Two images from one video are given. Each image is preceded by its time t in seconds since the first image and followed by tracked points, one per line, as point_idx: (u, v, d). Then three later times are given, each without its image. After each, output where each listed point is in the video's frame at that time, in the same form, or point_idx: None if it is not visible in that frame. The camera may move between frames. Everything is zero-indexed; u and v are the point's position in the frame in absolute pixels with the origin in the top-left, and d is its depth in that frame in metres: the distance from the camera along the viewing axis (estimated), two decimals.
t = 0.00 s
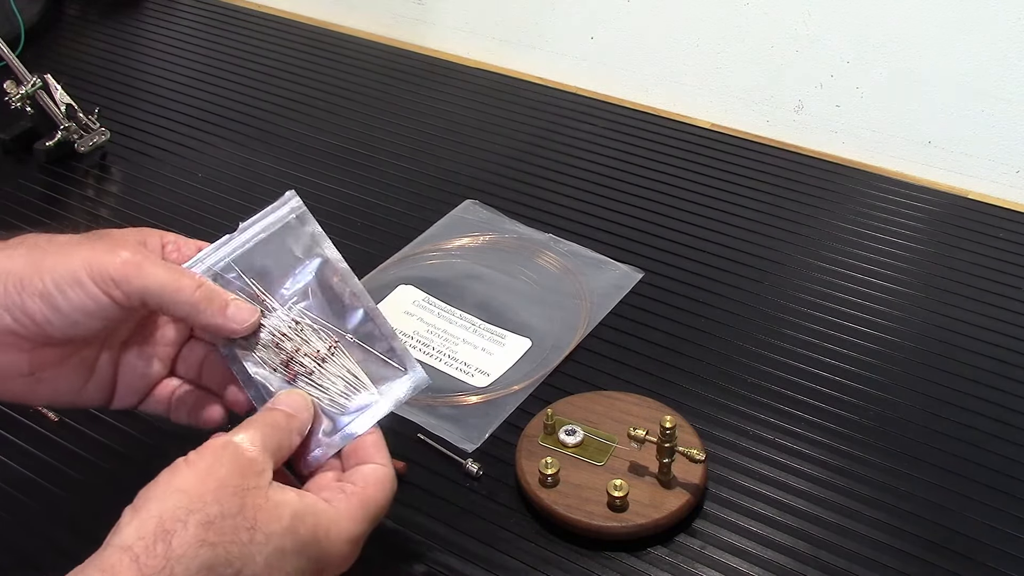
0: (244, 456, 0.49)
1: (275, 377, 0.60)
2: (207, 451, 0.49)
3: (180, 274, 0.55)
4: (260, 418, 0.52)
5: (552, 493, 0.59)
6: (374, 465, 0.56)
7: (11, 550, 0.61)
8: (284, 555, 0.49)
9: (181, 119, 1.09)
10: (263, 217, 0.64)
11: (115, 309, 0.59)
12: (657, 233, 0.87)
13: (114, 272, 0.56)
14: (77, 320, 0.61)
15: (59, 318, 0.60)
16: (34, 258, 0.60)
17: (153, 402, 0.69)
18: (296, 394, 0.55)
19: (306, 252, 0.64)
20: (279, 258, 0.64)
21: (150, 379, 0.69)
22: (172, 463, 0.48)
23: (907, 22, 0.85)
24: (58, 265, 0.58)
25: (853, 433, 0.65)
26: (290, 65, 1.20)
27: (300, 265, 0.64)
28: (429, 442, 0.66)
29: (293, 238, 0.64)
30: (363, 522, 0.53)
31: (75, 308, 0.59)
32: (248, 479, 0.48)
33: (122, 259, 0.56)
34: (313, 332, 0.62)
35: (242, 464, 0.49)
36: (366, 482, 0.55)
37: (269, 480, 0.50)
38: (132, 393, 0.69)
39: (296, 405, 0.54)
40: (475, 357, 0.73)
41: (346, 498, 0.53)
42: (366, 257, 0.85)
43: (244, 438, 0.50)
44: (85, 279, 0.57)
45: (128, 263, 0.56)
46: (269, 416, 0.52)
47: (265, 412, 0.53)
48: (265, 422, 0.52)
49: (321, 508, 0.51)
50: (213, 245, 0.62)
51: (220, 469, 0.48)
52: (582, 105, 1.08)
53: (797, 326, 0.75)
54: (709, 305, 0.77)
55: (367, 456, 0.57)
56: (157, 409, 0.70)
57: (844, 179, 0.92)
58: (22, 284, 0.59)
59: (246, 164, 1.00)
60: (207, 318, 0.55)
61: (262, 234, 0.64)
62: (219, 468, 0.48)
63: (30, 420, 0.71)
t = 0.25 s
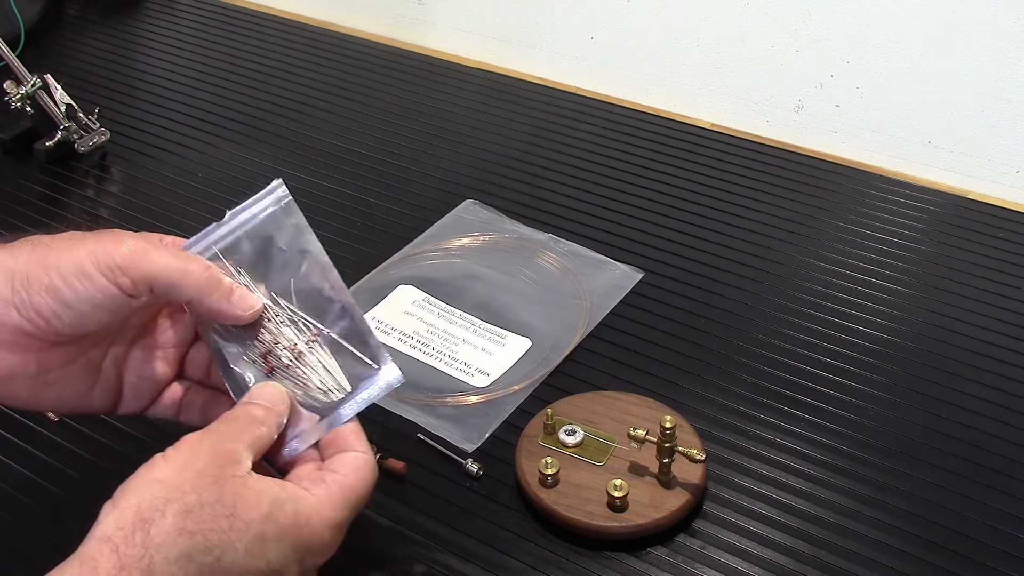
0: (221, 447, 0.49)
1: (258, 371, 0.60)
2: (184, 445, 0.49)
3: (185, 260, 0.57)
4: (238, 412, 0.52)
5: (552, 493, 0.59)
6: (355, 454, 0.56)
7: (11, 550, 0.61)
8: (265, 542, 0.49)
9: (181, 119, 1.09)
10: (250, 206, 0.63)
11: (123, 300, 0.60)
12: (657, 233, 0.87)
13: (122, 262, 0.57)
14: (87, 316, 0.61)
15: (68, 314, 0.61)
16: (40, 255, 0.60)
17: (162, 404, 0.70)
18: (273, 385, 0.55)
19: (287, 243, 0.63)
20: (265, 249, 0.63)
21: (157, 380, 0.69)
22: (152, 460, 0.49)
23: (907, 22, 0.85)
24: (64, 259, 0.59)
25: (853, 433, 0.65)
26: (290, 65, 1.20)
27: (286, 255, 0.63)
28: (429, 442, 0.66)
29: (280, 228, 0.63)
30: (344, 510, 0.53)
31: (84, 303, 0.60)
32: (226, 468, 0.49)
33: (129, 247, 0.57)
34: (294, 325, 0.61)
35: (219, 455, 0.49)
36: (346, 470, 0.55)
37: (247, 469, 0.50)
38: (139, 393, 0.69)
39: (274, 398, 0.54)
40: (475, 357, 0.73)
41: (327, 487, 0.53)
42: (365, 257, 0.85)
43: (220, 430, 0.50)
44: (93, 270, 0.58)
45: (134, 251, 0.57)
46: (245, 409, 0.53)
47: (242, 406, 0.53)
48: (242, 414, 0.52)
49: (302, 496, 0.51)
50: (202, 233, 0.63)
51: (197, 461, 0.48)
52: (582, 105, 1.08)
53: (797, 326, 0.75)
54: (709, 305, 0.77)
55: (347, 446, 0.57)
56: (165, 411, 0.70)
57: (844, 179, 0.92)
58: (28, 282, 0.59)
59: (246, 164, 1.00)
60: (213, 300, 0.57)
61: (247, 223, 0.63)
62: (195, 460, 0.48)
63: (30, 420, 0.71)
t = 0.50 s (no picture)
0: (213, 448, 0.47)
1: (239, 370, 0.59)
2: (175, 444, 0.47)
3: (184, 252, 0.55)
4: (234, 401, 0.50)
5: (552, 493, 0.59)
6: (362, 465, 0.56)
7: (11, 549, 0.61)
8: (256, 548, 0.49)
9: (181, 119, 1.09)
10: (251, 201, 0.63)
11: (125, 298, 0.59)
12: (658, 233, 0.87)
13: (121, 260, 0.56)
14: (89, 315, 0.60)
15: (70, 313, 0.60)
16: (40, 254, 0.60)
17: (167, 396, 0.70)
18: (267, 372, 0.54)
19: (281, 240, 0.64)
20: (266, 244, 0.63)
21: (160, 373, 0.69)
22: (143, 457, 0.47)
23: (907, 22, 0.85)
24: (64, 257, 0.58)
25: (853, 433, 0.65)
26: (290, 65, 1.20)
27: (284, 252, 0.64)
28: (429, 442, 0.66)
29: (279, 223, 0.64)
30: (340, 517, 0.53)
31: (86, 302, 0.59)
32: (217, 474, 0.47)
33: (130, 243, 0.56)
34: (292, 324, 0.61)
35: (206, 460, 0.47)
36: (348, 482, 0.55)
37: (239, 472, 0.48)
38: (141, 388, 0.69)
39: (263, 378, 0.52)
40: (475, 357, 0.73)
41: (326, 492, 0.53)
42: (365, 257, 0.85)
43: (212, 424, 0.48)
44: (92, 269, 0.57)
45: (133, 249, 0.56)
46: (239, 396, 0.50)
47: (225, 395, 0.50)
48: (235, 405, 0.49)
49: (298, 502, 0.51)
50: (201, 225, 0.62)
51: (184, 468, 0.46)
52: (582, 105, 1.08)
53: (797, 326, 0.75)
54: (709, 305, 0.77)
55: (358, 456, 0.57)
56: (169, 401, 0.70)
57: (845, 179, 0.92)
58: (30, 281, 0.59)
59: (246, 164, 1.00)
60: (213, 295, 0.56)
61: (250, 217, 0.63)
62: (186, 464, 0.46)
63: (31, 420, 0.71)
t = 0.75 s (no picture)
0: (243, 424, 0.47)
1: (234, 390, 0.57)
2: (206, 417, 0.46)
3: (172, 274, 0.55)
4: (262, 380, 0.50)
5: (552, 493, 0.59)
6: (396, 458, 0.55)
7: (11, 550, 0.61)
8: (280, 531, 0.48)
9: (181, 119, 1.09)
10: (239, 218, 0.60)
11: (108, 317, 0.58)
12: (658, 233, 0.87)
13: (108, 278, 0.55)
14: (73, 332, 0.60)
15: (53, 330, 0.59)
16: (24, 269, 0.59)
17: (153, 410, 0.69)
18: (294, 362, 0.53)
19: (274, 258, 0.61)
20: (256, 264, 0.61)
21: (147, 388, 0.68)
22: (170, 431, 0.46)
23: (908, 22, 0.85)
24: (49, 273, 0.57)
25: (853, 433, 0.65)
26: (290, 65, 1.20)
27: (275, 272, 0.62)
28: (430, 442, 0.66)
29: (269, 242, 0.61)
30: (368, 506, 0.52)
31: (69, 319, 0.58)
32: (247, 451, 0.46)
33: (118, 263, 0.55)
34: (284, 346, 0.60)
35: (235, 437, 0.46)
36: (385, 471, 0.53)
37: (268, 452, 0.48)
38: (129, 404, 0.68)
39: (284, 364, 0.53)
40: (475, 357, 0.73)
41: (356, 480, 0.52)
42: (365, 257, 0.85)
43: (242, 400, 0.48)
44: (76, 285, 0.56)
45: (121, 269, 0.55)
46: (269, 377, 0.50)
47: (250, 378, 0.50)
48: (264, 384, 0.49)
49: (329, 486, 0.50)
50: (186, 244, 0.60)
51: (215, 443, 0.45)
52: (582, 105, 1.08)
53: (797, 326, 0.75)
54: (709, 305, 0.77)
55: (394, 449, 0.56)
56: (156, 416, 0.69)
57: (844, 179, 0.92)
58: (12, 297, 0.58)
59: (246, 164, 1.00)
60: (202, 317, 0.55)
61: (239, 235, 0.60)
62: (216, 438, 0.46)
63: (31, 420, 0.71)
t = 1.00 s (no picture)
0: (248, 409, 0.47)
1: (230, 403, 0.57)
2: (211, 402, 0.47)
3: (151, 294, 0.53)
4: (270, 365, 0.50)
5: (552, 493, 0.59)
6: (398, 454, 0.55)
7: (11, 550, 0.61)
8: (280, 519, 0.48)
9: (181, 119, 1.09)
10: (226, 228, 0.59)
11: (88, 334, 0.58)
12: (658, 232, 0.87)
13: (85, 297, 0.54)
14: (54, 347, 0.59)
15: (35, 345, 0.59)
16: (8, 283, 0.59)
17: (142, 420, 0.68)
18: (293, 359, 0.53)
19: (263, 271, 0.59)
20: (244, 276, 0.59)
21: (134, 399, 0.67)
22: (176, 415, 0.47)
23: (908, 22, 0.85)
24: (29, 290, 0.57)
25: (853, 433, 0.65)
26: (290, 65, 1.20)
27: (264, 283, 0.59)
28: (429, 442, 0.66)
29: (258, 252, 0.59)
30: (369, 496, 0.52)
31: (49, 336, 0.58)
32: (250, 436, 0.47)
33: (96, 280, 0.54)
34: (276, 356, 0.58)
35: (240, 423, 0.46)
36: (387, 463, 0.53)
37: (271, 438, 0.48)
38: (118, 413, 0.67)
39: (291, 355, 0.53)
40: (475, 357, 0.73)
41: (358, 472, 0.52)
42: (365, 257, 0.85)
43: (249, 385, 0.48)
44: (56, 304, 0.56)
45: (99, 287, 0.54)
46: (277, 362, 0.50)
47: (257, 362, 0.50)
48: (272, 370, 0.50)
49: (331, 476, 0.50)
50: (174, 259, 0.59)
51: (220, 428, 0.46)
52: (582, 105, 1.08)
53: (797, 326, 0.75)
54: (709, 305, 0.77)
55: (396, 447, 0.56)
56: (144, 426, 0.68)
57: (844, 179, 0.92)
58: None
59: (246, 164, 1.00)
60: (183, 339, 0.53)
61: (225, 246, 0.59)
62: (221, 422, 0.46)
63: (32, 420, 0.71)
